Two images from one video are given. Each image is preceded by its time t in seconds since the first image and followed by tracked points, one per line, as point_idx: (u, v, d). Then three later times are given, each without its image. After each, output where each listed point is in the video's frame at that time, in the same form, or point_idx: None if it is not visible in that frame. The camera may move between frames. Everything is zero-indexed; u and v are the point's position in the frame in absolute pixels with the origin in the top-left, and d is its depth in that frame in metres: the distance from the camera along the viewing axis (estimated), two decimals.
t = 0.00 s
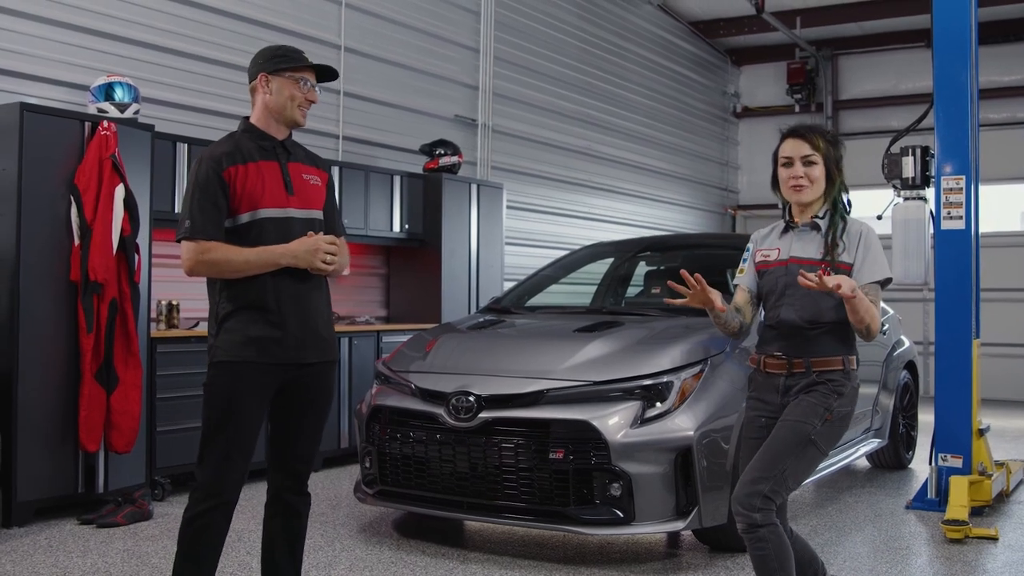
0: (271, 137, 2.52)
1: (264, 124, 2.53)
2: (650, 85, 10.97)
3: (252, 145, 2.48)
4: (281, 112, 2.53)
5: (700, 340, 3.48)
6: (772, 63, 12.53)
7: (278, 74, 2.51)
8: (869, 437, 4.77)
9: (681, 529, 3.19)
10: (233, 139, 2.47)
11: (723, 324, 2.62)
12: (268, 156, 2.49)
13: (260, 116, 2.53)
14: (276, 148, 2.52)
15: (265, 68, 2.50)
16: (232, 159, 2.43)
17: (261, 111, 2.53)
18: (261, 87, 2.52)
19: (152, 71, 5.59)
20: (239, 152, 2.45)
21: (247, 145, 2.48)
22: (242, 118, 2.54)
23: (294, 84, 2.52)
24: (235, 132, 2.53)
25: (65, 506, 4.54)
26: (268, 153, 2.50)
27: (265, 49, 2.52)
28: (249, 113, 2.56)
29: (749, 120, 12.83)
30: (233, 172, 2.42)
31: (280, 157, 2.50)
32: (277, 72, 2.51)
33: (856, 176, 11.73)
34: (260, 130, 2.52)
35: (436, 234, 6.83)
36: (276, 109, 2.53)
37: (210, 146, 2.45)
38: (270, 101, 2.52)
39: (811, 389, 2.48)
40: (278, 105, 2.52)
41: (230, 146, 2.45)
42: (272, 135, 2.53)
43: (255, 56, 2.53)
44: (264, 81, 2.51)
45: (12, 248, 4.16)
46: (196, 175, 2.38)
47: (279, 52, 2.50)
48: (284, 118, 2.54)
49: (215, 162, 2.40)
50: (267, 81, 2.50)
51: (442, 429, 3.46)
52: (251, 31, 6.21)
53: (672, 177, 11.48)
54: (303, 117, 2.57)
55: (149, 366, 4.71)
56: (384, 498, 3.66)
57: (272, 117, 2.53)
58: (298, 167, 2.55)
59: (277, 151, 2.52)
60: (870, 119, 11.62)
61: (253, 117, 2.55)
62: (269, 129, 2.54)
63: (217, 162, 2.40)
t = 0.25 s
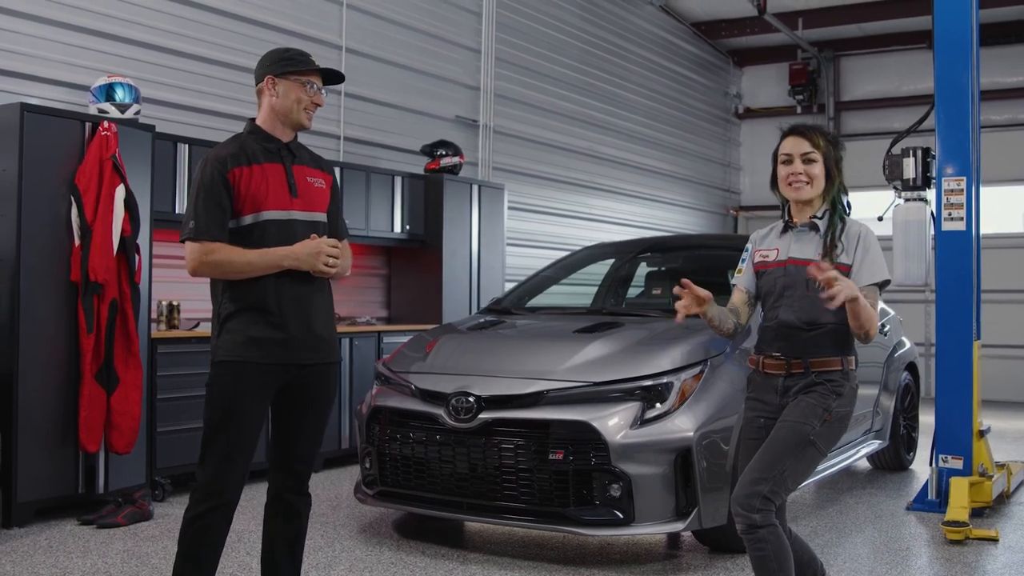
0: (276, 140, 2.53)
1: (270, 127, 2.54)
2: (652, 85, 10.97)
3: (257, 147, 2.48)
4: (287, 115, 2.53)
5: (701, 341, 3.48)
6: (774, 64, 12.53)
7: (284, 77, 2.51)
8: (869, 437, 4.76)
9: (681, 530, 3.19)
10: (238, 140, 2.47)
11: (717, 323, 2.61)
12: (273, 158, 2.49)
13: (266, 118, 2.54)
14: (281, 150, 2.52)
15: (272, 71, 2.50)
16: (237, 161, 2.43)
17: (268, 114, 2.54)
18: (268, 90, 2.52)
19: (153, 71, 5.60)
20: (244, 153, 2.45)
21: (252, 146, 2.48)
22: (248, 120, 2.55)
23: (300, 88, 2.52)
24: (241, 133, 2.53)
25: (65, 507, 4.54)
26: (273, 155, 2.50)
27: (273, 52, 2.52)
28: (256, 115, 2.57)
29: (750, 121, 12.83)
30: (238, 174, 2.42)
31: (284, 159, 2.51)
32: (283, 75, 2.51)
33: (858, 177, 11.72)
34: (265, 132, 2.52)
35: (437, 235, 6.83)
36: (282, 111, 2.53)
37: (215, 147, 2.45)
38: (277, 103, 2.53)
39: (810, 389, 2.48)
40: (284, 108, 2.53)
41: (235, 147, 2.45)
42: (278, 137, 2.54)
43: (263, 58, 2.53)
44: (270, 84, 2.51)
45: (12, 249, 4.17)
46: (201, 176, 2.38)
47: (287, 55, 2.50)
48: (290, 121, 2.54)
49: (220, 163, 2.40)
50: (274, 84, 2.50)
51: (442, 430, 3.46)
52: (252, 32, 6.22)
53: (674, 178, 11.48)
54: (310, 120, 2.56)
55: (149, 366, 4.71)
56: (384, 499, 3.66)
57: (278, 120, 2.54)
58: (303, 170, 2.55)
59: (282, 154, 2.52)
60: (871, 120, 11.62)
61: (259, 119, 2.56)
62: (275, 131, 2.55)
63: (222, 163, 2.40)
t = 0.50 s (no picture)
0: (278, 140, 2.53)
1: (273, 127, 2.54)
2: (653, 86, 10.96)
3: (259, 148, 2.49)
4: (290, 116, 2.54)
5: (700, 340, 3.48)
6: (775, 65, 12.53)
7: (287, 78, 2.51)
8: (869, 438, 4.76)
9: (680, 530, 3.19)
10: (241, 141, 2.48)
11: (713, 282, 2.64)
12: (275, 159, 2.49)
13: (269, 118, 2.54)
14: (283, 151, 2.52)
15: (274, 72, 2.50)
16: (239, 161, 2.43)
17: (271, 114, 2.54)
18: (271, 91, 2.52)
19: (153, 72, 5.60)
20: (247, 154, 2.45)
21: (255, 147, 2.48)
22: (251, 121, 2.55)
23: (303, 88, 2.53)
24: (243, 134, 2.54)
25: (66, 507, 4.54)
26: (275, 156, 2.50)
27: (275, 53, 2.51)
28: (258, 116, 2.57)
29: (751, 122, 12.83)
30: (240, 174, 2.42)
31: (287, 160, 2.51)
32: (286, 76, 2.51)
33: (858, 178, 11.72)
34: (268, 133, 2.53)
35: (437, 235, 6.83)
36: (285, 112, 2.53)
37: (218, 147, 2.45)
38: (279, 104, 2.53)
39: (807, 389, 2.48)
40: (287, 109, 2.53)
41: (238, 148, 2.46)
42: (280, 138, 2.54)
43: (265, 59, 2.53)
44: (273, 85, 2.51)
45: (12, 249, 4.17)
46: (203, 177, 2.39)
47: (290, 56, 2.50)
48: (293, 122, 2.55)
49: (222, 163, 2.40)
50: (277, 85, 2.51)
51: (441, 430, 3.46)
52: (252, 33, 6.22)
53: (675, 179, 11.48)
54: (312, 121, 2.57)
55: (149, 367, 4.71)
56: (383, 499, 3.66)
57: (281, 121, 2.55)
58: (305, 170, 2.55)
59: (284, 154, 2.52)
60: (872, 120, 11.62)
61: (262, 120, 2.56)
62: (277, 132, 2.55)
63: (224, 163, 2.40)
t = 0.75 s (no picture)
0: (271, 135, 2.51)
1: (266, 123, 2.53)
2: (649, 83, 10.96)
3: (252, 143, 2.48)
4: (282, 112, 2.53)
5: (695, 337, 3.49)
6: (771, 62, 12.53)
7: (279, 73, 2.51)
8: (865, 434, 4.77)
9: (675, 526, 3.19)
10: (233, 136, 2.47)
11: (719, 301, 2.58)
12: (267, 154, 2.48)
13: (263, 114, 2.53)
14: (276, 146, 2.50)
15: (266, 68, 2.50)
16: (229, 156, 2.43)
17: (263, 110, 2.53)
18: (263, 87, 2.52)
19: (148, 70, 5.59)
20: (238, 149, 2.45)
21: (246, 142, 2.47)
22: (246, 116, 2.54)
23: (295, 84, 2.52)
24: (237, 129, 2.53)
25: (62, 505, 4.54)
26: (268, 151, 2.49)
27: (268, 49, 2.52)
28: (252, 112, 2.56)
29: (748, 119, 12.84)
30: (230, 169, 2.42)
31: (279, 155, 2.49)
32: (278, 71, 2.51)
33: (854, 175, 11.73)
34: (261, 128, 2.51)
35: (433, 233, 6.83)
36: (277, 107, 2.53)
37: (209, 143, 2.46)
38: (272, 100, 2.52)
39: (797, 384, 2.48)
40: (280, 104, 2.52)
41: (229, 144, 2.45)
42: (273, 133, 2.53)
43: (258, 56, 2.54)
44: (265, 81, 2.51)
45: (7, 247, 4.17)
46: (193, 172, 2.39)
47: (281, 51, 2.50)
48: (286, 117, 2.54)
49: (212, 159, 2.41)
50: (269, 81, 2.51)
51: (436, 427, 3.46)
52: (248, 30, 6.21)
53: (671, 176, 11.48)
54: (305, 116, 2.56)
55: (144, 365, 4.71)
56: (378, 496, 3.66)
57: (274, 116, 2.54)
58: (298, 166, 2.53)
59: (277, 149, 2.50)
60: (868, 117, 11.63)
61: (255, 116, 2.55)
62: (270, 127, 2.53)
63: (213, 158, 2.41)
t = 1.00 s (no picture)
0: (254, 132, 2.49)
1: (249, 121, 2.50)
2: (645, 80, 10.96)
3: (235, 139, 2.46)
4: (257, 110, 2.49)
5: (691, 334, 3.49)
6: (767, 59, 12.54)
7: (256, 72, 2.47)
8: (861, 431, 4.77)
9: (671, 523, 3.20)
10: (216, 133, 2.46)
11: (717, 301, 2.58)
12: (249, 150, 2.46)
13: (245, 112, 2.50)
14: (259, 142, 2.48)
15: (242, 67, 2.48)
16: (210, 152, 2.42)
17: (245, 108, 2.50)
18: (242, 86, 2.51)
19: (143, 68, 5.58)
20: (220, 145, 2.44)
21: (229, 139, 2.46)
22: (230, 113, 2.52)
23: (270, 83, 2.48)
24: (221, 126, 2.51)
25: (57, 504, 4.54)
26: (250, 147, 2.47)
27: (251, 46, 2.49)
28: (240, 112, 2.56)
29: (744, 116, 12.85)
30: (211, 165, 2.41)
31: (262, 151, 2.47)
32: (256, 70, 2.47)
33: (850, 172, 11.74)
34: (244, 124, 2.49)
35: (429, 231, 6.82)
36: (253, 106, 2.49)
37: (192, 139, 2.45)
38: (247, 98, 2.50)
39: (789, 381, 2.48)
40: (253, 103, 2.48)
41: (211, 138, 2.44)
42: (256, 129, 2.51)
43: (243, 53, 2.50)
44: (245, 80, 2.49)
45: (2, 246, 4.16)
46: (174, 168, 2.39)
47: (262, 49, 2.47)
48: (262, 117, 2.49)
49: (193, 154, 2.40)
50: (244, 79, 2.49)
51: (432, 425, 3.46)
52: (244, 28, 6.21)
53: (667, 173, 11.48)
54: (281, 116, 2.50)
55: (139, 364, 4.70)
56: (374, 494, 3.67)
57: (250, 115, 2.50)
58: (281, 162, 2.52)
59: (259, 146, 2.48)
60: (864, 114, 11.63)
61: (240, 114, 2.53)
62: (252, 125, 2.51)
63: (194, 154, 2.40)
